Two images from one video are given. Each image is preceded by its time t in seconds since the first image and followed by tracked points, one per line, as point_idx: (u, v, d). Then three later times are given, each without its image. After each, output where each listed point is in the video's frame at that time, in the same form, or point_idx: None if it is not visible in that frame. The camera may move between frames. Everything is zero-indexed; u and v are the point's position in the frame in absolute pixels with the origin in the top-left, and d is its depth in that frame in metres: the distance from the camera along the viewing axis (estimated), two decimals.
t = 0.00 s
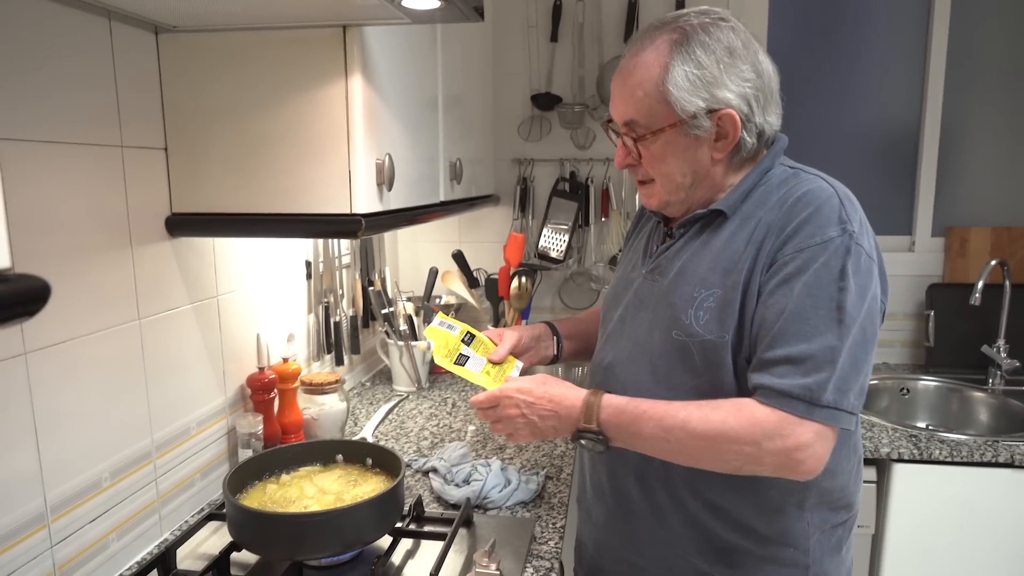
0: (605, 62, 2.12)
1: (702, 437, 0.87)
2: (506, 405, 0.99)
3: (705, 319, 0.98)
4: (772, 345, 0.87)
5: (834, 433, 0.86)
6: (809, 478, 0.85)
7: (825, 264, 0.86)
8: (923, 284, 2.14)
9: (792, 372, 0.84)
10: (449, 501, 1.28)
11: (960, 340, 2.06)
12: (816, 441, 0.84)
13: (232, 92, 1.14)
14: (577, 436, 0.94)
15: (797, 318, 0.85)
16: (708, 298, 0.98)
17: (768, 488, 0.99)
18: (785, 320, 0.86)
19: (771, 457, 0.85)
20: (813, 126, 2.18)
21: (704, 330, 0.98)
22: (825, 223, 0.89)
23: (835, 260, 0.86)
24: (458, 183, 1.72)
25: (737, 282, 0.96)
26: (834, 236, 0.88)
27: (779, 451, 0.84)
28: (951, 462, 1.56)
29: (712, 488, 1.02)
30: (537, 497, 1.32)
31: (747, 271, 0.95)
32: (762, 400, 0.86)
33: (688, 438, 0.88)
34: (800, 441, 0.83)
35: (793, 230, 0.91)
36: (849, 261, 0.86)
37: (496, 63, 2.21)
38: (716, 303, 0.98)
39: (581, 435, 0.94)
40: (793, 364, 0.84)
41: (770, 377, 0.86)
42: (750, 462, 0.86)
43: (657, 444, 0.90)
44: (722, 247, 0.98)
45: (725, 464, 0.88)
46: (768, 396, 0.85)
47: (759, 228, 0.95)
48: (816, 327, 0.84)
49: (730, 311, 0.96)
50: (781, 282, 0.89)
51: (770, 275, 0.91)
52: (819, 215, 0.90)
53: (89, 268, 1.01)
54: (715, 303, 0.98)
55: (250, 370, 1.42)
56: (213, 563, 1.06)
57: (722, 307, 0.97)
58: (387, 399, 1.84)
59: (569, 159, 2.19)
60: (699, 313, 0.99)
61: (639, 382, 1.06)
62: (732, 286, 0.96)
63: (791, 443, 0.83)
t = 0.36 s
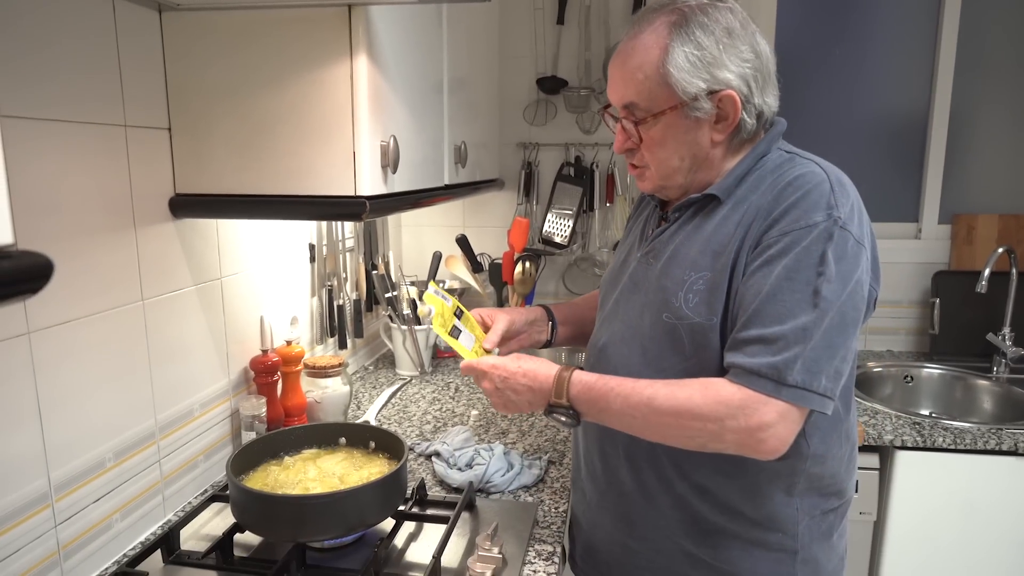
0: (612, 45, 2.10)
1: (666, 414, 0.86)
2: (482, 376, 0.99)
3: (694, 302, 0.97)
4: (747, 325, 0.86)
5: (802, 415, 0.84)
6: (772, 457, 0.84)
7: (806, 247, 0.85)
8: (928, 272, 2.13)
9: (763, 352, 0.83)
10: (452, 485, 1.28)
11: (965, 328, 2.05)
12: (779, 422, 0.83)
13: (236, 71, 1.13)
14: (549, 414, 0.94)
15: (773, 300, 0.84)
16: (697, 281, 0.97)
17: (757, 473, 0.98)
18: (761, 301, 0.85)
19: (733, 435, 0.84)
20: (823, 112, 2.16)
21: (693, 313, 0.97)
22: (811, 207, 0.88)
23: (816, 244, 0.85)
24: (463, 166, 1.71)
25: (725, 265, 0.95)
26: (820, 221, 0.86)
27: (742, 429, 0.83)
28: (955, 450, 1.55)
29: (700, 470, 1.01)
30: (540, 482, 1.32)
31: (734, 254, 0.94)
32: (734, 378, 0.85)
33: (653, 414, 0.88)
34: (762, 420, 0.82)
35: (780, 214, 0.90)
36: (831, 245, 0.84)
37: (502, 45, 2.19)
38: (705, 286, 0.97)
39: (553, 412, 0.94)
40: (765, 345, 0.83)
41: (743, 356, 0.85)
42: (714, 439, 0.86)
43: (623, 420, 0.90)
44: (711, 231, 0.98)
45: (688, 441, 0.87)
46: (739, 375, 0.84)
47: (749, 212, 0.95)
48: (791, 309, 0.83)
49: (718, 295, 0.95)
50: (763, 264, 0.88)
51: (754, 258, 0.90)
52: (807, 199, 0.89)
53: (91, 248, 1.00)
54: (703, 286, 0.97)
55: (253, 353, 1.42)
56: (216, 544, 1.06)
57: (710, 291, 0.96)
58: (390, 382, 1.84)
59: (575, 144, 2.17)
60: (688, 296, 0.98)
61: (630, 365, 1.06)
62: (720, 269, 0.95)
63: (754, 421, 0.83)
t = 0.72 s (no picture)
0: (614, 36, 2.09)
1: (666, 401, 0.87)
2: (484, 342, 0.97)
3: (701, 295, 0.97)
4: (751, 316, 0.86)
5: (802, 409, 0.84)
6: (768, 451, 0.84)
7: (814, 241, 0.85)
8: (930, 266, 2.13)
9: (766, 344, 0.83)
10: (453, 476, 1.28)
11: (966, 322, 2.05)
12: (778, 416, 0.83)
13: (237, 60, 1.12)
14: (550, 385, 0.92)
15: (778, 292, 0.84)
16: (704, 274, 0.97)
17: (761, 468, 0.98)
18: (766, 293, 0.85)
19: (730, 427, 0.84)
20: (826, 105, 2.15)
21: (700, 306, 0.97)
22: (821, 201, 0.88)
23: (824, 237, 0.85)
24: (465, 157, 1.71)
25: (733, 257, 0.95)
26: (829, 215, 0.86)
27: (740, 420, 0.83)
28: (956, 444, 1.56)
29: (704, 465, 1.01)
30: (541, 474, 1.32)
31: (741, 246, 0.94)
32: (736, 369, 0.85)
33: (652, 401, 0.88)
34: (759, 414, 0.83)
35: (789, 207, 0.90)
36: (840, 240, 0.84)
37: (504, 36, 2.18)
38: (712, 279, 0.97)
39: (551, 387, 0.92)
40: (768, 337, 0.83)
41: (745, 348, 0.85)
42: (709, 429, 0.86)
43: (622, 404, 0.90)
44: (719, 223, 0.97)
45: (685, 430, 0.87)
46: (742, 367, 0.84)
47: (758, 205, 0.94)
48: (797, 301, 0.83)
49: (725, 288, 0.95)
50: (770, 257, 0.88)
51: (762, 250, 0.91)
52: (818, 193, 0.88)
53: (92, 237, 1.00)
54: (710, 279, 0.97)
55: (254, 343, 1.42)
56: (218, 533, 1.06)
57: (717, 284, 0.96)
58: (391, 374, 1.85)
59: (577, 136, 2.17)
60: (695, 289, 0.98)
61: (633, 357, 1.05)
62: (727, 262, 0.95)
63: (752, 414, 0.83)
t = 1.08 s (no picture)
0: (614, 39, 2.09)
1: (695, 404, 0.84)
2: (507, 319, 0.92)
3: (718, 302, 0.97)
4: (775, 323, 0.85)
5: (829, 415, 0.84)
6: (796, 461, 0.84)
7: (838, 247, 0.84)
8: (928, 270, 2.14)
9: (794, 351, 0.82)
10: (451, 478, 1.28)
11: (964, 327, 2.05)
12: (809, 425, 0.82)
13: (238, 61, 1.12)
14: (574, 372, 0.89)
15: (804, 298, 0.84)
16: (720, 280, 0.97)
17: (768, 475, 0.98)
18: (791, 300, 0.85)
19: (763, 436, 0.83)
20: (824, 109, 2.16)
21: (715, 313, 0.97)
22: (843, 206, 0.87)
23: (849, 243, 0.84)
24: (464, 159, 1.71)
25: (751, 264, 0.94)
26: (853, 221, 0.85)
27: (773, 429, 0.82)
28: (952, 448, 1.56)
29: (717, 476, 1.01)
30: (539, 476, 1.32)
31: (761, 253, 0.94)
32: (763, 375, 0.84)
33: (680, 404, 0.85)
34: (792, 424, 0.82)
35: (809, 212, 0.90)
36: (864, 246, 0.84)
37: (504, 39, 2.18)
38: (729, 285, 0.96)
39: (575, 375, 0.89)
40: (795, 344, 0.82)
41: (771, 354, 0.84)
42: (736, 436, 0.84)
43: (646, 405, 0.87)
44: (737, 229, 0.97)
45: (712, 436, 0.85)
46: (771, 373, 0.83)
47: (777, 210, 0.94)
48: (825, 307, 0.83)
49: (742, 293, 0.95)
50: (793, 263, 0.88)
51: (783, 256, 0.90)
52: (838, 198, 0.88)
53: (92, 237, 1.00)
54: (727, 285, 0.97)
55: (252, 345, 1.42)
56: (215, 534, 1.06)
57: (734, 289, 0.96)
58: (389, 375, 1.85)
59: (576, 138, 2.17)
60: (711, 295, 0.98)
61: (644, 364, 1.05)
62: (747, 268, 0.95)
63: (784, 424, 0.82)
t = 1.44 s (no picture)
0: (612, 46, 2.10)
1: (723, 404, 0.85)
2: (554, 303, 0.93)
3: (740, 311, 0.97)
4: (799, 329, 0.86)
5: (854, 421, 0.84)
6: (821, 467, 0.84)
7: (860, 253, 0.85)
8: (925, 276, 2.14)
9: (821, 355, 0.83)
10: (447, 485, 1.28)
11: (960, 333, 2.06)
12: (835, 431, 0.82)
13: (237, 67, 1.12)
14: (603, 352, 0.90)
15: (830, 303, 0.84)
16: (742, 288, 0.97)
17: (776, 483, 0.98)
18: (816, 305, 0.85)
19: (788, 441, 0.83)
20: (819, 115, 2.17)
21: (739, 322, 0.97)
22: (864, 213, 0.89)
23: (871, 249, 0.85)
24: (461, 166, 1.71)
25: (774, 272, 0.95)
26: (874, 228, 0.87)
27: (799, 433, 0.82)
28: (949, 454, 1.56)
29: (741, 488, 1.00)
30: (536, 482, 1.32)
31: (784, 260, 0.94)
32: (789, 379, 0.84)
33: (707, 403, 0.85)
34: (818, 428, 0.81)
35: (831, 219, 0.91)
36: (887, 252, 0.85)
37: (502, 45, 2.19)
38: (752, 293, 0.97)
39: (602, 356, 0.89)
40: (821, 348, 0.83)
41: (796, 359, 0.84)
42: (762, 439, 0.84)
43: (670, 402, 0.87)
44: (757, 236, 0.98)
45: (737, 439, 0.85)
46: (799, 376, 0.83)
47: (797, 217, 0.95)
48: (851, 312, 0.83)
49: (766, 301, 0.95)
50: (816, 269, 0.88)
51: (805, 262, 0.91)
52: (858, 206, 0.89)
53: (89, 243, 1.00)
54: (749, 293, 0.97)
55: (249, 350, 1.41)
56: (211, 541, 1.06)
57: (757, 297, 0.96)
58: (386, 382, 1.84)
59: (573, 145, 2.18)
60: (734, 304, 0.98)
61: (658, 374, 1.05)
62: (769, 276, 0.95)
63: (810, 428, 0.82)
